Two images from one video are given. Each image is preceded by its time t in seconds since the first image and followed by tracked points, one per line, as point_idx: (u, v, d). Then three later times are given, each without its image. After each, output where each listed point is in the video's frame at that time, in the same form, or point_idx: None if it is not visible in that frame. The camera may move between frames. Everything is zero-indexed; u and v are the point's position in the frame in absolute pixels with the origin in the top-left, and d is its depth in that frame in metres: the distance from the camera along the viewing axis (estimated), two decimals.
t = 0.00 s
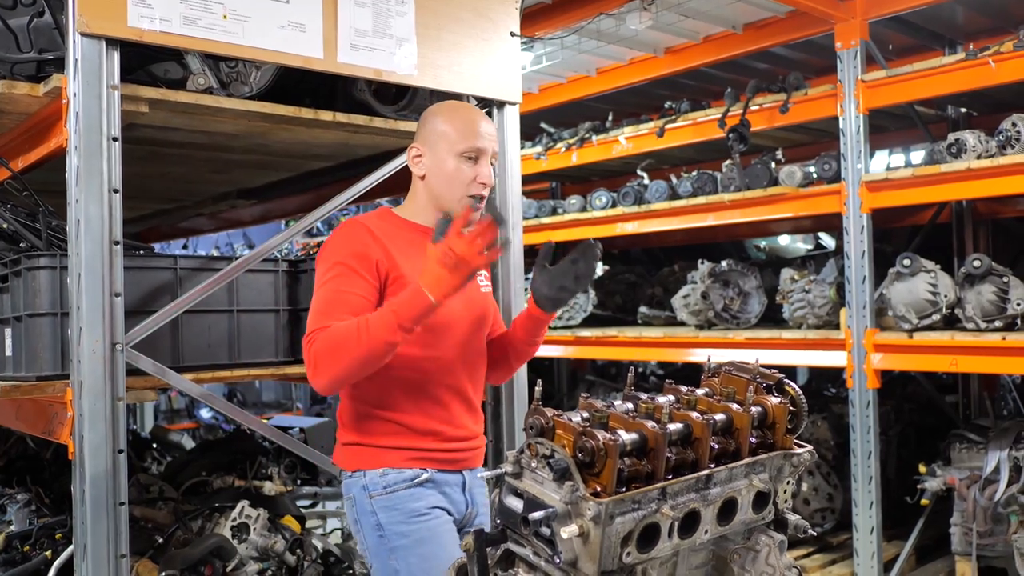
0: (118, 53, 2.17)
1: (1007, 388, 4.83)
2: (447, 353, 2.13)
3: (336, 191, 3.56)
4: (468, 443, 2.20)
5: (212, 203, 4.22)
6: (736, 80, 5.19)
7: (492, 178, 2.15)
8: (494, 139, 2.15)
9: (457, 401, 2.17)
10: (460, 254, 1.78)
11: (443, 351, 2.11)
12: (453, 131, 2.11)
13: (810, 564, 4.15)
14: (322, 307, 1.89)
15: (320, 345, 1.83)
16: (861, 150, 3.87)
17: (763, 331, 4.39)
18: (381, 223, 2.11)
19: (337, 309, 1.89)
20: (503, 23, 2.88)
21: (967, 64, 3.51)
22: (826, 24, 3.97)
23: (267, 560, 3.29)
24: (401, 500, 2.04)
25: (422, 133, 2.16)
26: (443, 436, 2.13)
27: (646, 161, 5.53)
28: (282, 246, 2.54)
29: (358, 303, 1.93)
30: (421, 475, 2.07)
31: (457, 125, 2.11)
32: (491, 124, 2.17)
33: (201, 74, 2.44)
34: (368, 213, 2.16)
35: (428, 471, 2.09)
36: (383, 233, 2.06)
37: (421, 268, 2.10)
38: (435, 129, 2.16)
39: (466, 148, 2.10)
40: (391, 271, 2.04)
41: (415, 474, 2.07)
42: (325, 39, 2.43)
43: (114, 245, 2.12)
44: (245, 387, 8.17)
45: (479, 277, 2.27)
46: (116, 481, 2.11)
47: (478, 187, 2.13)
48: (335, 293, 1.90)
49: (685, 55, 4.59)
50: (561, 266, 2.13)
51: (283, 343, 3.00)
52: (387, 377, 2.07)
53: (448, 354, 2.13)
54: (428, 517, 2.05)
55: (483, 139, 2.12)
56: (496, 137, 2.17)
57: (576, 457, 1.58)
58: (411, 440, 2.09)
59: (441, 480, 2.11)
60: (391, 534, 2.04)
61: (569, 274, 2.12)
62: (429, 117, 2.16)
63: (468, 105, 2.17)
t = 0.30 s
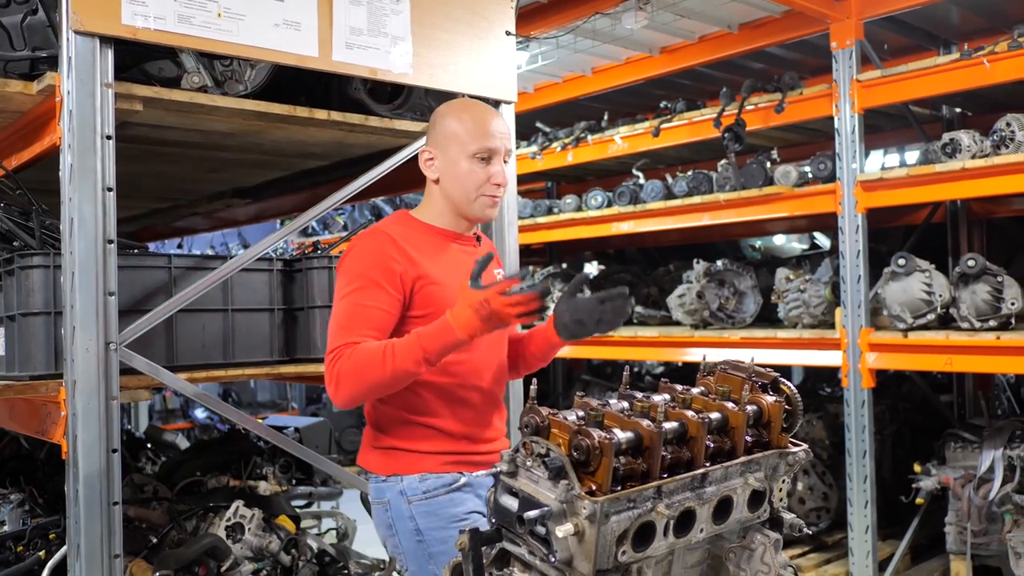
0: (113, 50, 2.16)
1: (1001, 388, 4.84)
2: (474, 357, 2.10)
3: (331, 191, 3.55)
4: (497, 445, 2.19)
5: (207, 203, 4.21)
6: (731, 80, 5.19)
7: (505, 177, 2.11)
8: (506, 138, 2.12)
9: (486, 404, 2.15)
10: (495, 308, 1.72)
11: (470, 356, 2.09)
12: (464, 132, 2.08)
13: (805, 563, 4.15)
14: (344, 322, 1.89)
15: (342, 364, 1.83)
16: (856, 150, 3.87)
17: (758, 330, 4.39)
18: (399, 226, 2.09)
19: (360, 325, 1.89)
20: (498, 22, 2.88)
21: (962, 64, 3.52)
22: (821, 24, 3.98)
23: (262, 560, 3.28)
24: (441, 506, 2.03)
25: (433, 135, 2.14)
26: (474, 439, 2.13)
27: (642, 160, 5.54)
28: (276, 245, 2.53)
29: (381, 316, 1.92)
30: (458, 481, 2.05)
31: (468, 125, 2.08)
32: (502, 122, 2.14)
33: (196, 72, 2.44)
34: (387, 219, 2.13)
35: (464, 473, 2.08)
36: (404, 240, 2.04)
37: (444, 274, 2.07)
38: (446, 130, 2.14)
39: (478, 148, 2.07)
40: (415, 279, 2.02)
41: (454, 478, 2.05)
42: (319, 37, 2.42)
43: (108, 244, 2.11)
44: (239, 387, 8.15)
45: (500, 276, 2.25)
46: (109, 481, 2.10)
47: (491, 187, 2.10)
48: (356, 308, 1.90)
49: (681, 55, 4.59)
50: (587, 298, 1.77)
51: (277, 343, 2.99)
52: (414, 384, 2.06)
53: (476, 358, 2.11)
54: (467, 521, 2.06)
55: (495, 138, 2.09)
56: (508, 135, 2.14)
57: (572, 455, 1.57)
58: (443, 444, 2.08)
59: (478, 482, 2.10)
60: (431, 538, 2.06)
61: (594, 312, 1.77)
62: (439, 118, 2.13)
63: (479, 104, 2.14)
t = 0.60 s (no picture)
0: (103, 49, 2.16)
1: (994, 387, 4.86)
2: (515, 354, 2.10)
3: (324, 190, 3.54)
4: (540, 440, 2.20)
5: (199, 202, 4.20)
6: (725, 80, 5.20)
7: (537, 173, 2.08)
8: (536, 133, 2.09)
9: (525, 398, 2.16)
10: (507, 279, 1.71)
11: (511, 352, 2.09)
12: (493, 129, 2.05)
13: (798, 563, 4.16)
14: (382, 329, 1.89)
15: (379, 372, 1.84)
16: (849, 150, 3.88)
17: (751, 330, 4.39)
18: (436, 229, 2.08)
19: (398, 330, 1.89)
20: (491, 21, 2.87)
21: (954, 64, 3.53)
22: (815, 24, 3.99)
23: (254, 560, 3.27)
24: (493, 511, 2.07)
25: (462, 132, 2.11)
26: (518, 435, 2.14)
27: (635, 160, 5.54)
28: (269, 244, 2.52)
29: (419, 321, 1.92)
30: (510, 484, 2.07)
31: (498, 121, 2.05)
32: (532, 115, 2.10)
33: (187, 70, 2.43)
34: (420, 221, 2.13)
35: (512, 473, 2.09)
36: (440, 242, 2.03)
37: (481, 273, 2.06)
38: (475, 126, 2.10)
39: (509, 146, 2.04)
40: (457, 283, 2.00)
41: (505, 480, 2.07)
42: (311, 37, 2.41)
43: (98, 243, 2.10)
44: (232, 387, 8.13)
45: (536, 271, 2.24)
46: (100, 482, 2.10)
47: (524, 183, 2.07)
48: (394, 314, 1.90)
49: (675, 55, 4.60)
50: (608, 261, 1.93)
51: (269, 343, 2.99)
52: (455, 385, 2.06)
53: (517, 355, 2.10)
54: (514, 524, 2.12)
55: (526, 134, 2.05)
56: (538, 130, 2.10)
57: (562, 455, 1.57)
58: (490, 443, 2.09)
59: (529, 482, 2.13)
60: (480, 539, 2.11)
61: (616, 271, 1.92)
62: (468, 114, 2.09)
63: (507, 97, 2.10)
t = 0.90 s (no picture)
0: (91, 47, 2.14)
1: (984, 386, 4.88)
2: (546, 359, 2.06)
3: (315, 189, 3.53)
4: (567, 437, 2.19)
5: (190, 202, 4.19)
6: (717, 81, 5.21)
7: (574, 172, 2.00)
8: (574, 130, 2.00)
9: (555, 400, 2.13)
10: (552, 344, 1.63)
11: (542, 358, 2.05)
12: (530, 125, 1.96)
13: (789, 562, 4.17)
14: (408, 332, 1.89)
15: (401, 377, 1.84)
16: (841, 150, 3.89)
17: (743, 330, 4.40)
18: (470, 228, 2.03)
19: (425, 336, 1.88)
20: (483, 20, 2.87)
21: (945, 64, 3.54)
22: (806, 25, 3.99)
23: (245, 560, 3.26)
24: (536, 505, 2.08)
25: (499, 126, 2.03)
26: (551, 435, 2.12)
27: (628, 160, 5.55)
28: (260, 242, 2.50)
29: (445, 325, 1.91)
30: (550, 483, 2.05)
31: (536, 117, 1.96)
32: (571, 110, 2.00)
33: (177, 69, 2.43)
34: (454, 215, 2.08)
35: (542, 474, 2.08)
36: (473, 244, 1.98)
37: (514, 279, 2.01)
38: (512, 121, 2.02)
39: (546, 144, 1.96)
40: (486, 284, 1.97)
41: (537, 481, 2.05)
42: (302, 35, 2.41)
43: (87, 242, 2.09)
44: (224, 387, 8.11)
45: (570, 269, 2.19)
46: (89, 482, 2.09)
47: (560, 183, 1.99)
48: (420, 317, 1.89)
49: (667, 55, 4.60)
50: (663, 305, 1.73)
51: (260, 343, 2.98)
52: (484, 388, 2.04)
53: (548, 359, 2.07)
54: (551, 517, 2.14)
55: (564, 131, 1.97)
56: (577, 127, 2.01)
57: (551, 454, 1.57)
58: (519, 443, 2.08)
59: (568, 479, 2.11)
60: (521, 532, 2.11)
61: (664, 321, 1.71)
62: (505, 108, 2.01)
63: (546, 90, 2.01)
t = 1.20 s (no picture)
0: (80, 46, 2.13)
1: (974, 386, 4.90)
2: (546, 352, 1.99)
3: (306, 189, 3.52)
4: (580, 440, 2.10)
5: (180, 201, 4.17)
6: (708, 81, 5.22)
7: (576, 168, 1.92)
8: (575, 124, 1.91)
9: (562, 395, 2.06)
10: (513, 284, 1.64)
11: (543, 350, 1.98)
12: (527, 121, 1.90)
13: (780, 561, 4.18)
14: (397, 326, 1.89)
15: (390, 367, 1.83)
16: (830, 150, 3.90)
17: (734, 329, 4.41)
18: (465, 224, 2.02)
19: (413, 328, 1.87)
20: (473, 20, 2.86)
21: (934, 65, 3.55)
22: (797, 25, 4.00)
23: (235, 561, 3.25)
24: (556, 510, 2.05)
25: (499, 122, 1.97)
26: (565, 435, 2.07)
27: (619, 160, 5.56)
28: (250, 241, 2.49)
29: (434, 318, 1.90)
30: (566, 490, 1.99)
31: (533, 113, 1.89)
32: (572, 104, 1.92)
33: (165, 68, 2.43)
34: (453, 213, 2.08)
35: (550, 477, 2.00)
36: (462, 237, 1.97)
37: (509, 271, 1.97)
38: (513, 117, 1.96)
39: (543, 139, 1.89)
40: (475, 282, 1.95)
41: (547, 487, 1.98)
42: (292, 34, 2.40)
43: (75, 241, 2.08)
44: (215, 387, 8.08)
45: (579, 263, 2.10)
46: (77, 482, 2.08)
47: (561, 180, 1.91)
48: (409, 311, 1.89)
49: (658, 55, 4.61)
50: (655, 255, 1.94)
51: (250, 342, 2.97)
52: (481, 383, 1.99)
53: (549, 352, 1.99)
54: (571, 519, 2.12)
55: (562, 126, 1.89)
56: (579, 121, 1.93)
57: (541, 454, 1.57)
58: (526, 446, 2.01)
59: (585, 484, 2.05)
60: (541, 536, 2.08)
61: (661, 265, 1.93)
62: (504, 104, 1.95)
63: (546, 84, 1.93)
